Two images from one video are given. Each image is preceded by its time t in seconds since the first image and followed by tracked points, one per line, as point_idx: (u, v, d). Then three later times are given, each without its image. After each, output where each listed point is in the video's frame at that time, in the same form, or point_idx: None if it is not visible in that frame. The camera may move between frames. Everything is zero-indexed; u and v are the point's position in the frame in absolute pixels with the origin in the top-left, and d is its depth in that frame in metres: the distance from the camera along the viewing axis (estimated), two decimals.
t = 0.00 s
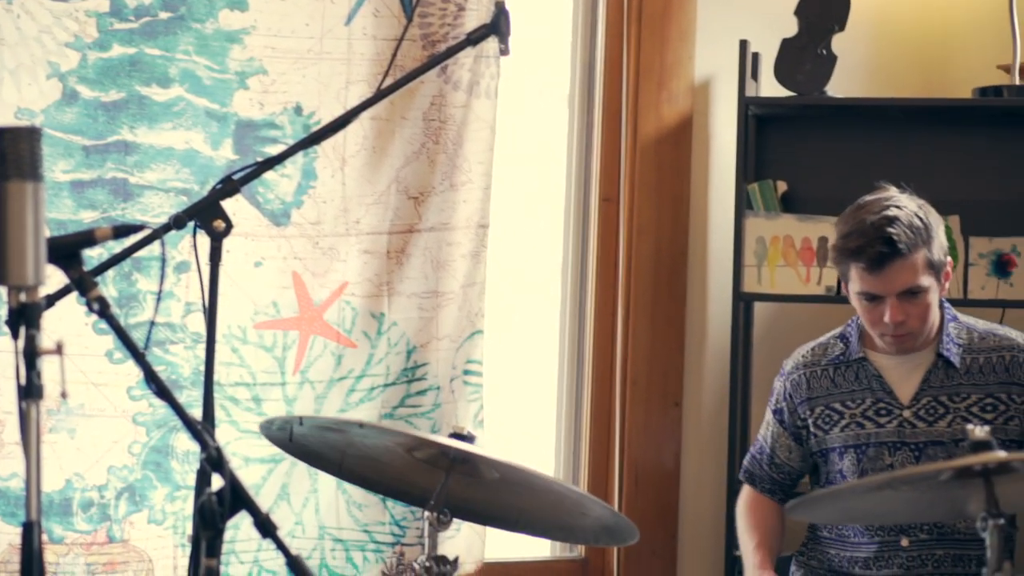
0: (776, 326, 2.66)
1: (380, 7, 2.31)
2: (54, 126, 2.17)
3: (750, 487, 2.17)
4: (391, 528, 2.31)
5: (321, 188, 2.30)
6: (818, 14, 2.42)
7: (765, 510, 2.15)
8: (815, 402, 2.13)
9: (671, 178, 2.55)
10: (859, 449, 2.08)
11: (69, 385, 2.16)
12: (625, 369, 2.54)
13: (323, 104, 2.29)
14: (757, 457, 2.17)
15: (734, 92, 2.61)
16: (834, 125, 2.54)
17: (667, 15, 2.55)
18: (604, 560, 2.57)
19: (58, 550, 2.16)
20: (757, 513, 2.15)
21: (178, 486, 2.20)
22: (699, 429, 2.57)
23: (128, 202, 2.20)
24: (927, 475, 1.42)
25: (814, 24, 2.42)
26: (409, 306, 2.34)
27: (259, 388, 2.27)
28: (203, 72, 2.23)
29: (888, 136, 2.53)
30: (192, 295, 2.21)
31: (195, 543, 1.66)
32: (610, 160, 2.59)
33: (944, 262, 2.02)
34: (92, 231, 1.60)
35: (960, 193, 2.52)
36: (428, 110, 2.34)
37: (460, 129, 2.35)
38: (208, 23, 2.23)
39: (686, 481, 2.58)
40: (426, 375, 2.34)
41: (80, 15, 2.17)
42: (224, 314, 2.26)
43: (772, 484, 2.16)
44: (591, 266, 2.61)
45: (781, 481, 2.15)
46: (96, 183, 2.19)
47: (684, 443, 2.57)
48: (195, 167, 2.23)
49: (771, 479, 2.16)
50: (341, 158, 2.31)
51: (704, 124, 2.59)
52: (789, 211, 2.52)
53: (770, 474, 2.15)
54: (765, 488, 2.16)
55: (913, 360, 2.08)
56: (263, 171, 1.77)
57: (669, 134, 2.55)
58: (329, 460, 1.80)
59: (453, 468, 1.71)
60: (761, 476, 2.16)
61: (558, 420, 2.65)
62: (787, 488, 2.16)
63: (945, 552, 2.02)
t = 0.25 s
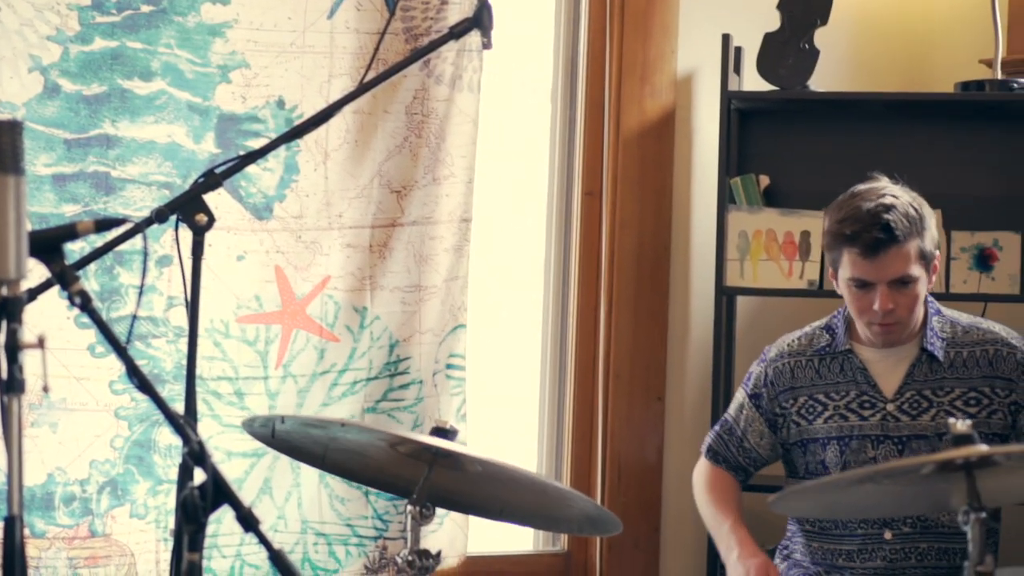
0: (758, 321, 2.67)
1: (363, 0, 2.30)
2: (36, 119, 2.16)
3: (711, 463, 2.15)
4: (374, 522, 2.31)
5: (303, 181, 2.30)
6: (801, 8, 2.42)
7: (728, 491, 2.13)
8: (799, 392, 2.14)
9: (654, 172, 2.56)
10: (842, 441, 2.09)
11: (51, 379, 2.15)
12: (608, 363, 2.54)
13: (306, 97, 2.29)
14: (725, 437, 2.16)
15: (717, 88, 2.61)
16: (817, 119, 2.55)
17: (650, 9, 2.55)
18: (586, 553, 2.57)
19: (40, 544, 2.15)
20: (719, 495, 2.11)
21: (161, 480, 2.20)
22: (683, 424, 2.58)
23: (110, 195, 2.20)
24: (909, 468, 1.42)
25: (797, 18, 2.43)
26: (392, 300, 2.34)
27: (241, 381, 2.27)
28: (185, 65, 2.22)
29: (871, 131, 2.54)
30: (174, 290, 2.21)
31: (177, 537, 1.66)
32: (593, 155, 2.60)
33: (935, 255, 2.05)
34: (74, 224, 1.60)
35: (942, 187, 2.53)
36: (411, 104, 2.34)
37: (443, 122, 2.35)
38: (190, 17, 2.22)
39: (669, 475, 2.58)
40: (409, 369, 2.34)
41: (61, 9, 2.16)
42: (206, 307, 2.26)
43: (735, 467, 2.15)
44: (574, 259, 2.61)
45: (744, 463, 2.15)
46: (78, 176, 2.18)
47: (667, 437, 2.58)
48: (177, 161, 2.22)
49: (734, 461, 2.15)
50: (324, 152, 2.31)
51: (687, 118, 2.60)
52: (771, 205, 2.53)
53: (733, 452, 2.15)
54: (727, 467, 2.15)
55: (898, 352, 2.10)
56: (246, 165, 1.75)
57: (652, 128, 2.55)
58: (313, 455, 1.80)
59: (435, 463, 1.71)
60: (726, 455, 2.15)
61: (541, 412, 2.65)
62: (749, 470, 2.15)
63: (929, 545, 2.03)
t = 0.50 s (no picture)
0: (732, 312, 2.68)
1: None
2: (8, 110, 2.13)
3: (711, 473, 2.10)
4: (349, 514, 2.32)
5: (277, 174, 2.29)
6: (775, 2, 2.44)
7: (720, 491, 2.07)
8: (775, 382, 2.14)
9: (629, 166, 2.57)
10: (817, 433, 2.10)
11: (24, 372, 2.14)
12: (583, 355, 2.55)
13: (280, 90, 2.28)
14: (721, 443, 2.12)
15: (689, 84, 2.64)
16: (790, 113, 2.56)
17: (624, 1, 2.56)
18: (561, 547, 2.58)
19: (13, 537, 2.12)
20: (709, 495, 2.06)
21: (134, 472, 2.20)
22: (656, 414, 2.60)
23: (84, 186, 2.17)
24: (883, 461, 1.43)
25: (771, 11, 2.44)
26: (367, 292, 2.34)
27: (216, 374, 2.25)
28: (159, 57, 2.21)
29: (845, 124, 2.56)
30: (149, 282, 2.20)
31: (151, 529, 1.65)
32: (568, 147, 2.60)
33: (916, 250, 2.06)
34: (48, 216, 1.58)
35: (915, 181, 2.54)
36: (385, 96, 2.34)
37: (418, 115, 2.36)
38: (165, 8, 2.21)
39: (642, 468, 2.60)
40: (383, 362, 2.34)
41: None
42: (181, 299, 2.23)
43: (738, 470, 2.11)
44: (549, 253, 2.62)
45: (745, 466, 2.12)
46: (52, 168, 2.15)
47: (641, 427, 2.59)
48: (151, 153, 2.21)
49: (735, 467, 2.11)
50: (299, 144, 2.31)
51: (661, 109, 2.62)
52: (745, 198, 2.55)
53: (735, 458, 2.11)
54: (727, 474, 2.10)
55: (871, 348, 2.12)
56: (220, 157, 1.74)
57: (628, 120, 2.57)
58: (287, 447, 1.80)
59: (411, 455, 1.69)
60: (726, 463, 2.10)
61: (515, 405, 2.65)
62: (748, 474, 2.12)
63: (902, 538, 2.05)
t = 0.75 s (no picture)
0: (702, 309, 2.69)
1: None
2: None
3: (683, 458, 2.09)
4: (321, 510, 2.32)
5: (249, 168, 2.28)
6: None
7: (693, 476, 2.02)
8: (750, 371, 2.15)
9: (602, 161, 2.59)
10: (792, 426, 2.12)
11: None
12: (556, 350, 2.56)
13: (252, 85, 2.28)
14: (695, 427, 2.11)
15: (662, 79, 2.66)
16: (762, 108, 2.57)
17: None
18: (534, 542, 2.59)
19: None
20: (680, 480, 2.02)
21: (106, 468, 2.19)
22: (628, 410, 2.61)
23: (56, 181, 2.15)
24: (856, 456, 1.44)
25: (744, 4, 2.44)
26: (339, 287, 2.34)
27: (188, 369, 2.24)
28: (131, 51, 2.20)
29: (817, 120, 2.57)
30: (120, 277, 2.19)
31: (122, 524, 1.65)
32: (541, 142, 2.61)
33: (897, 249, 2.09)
34: (19, 211, 1.58)
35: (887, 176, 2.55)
36: (358, 91, 2.34)
37: (390, 109, 2.37)
38: (136, 2, 2.20)
39: (615, 465, 2.61)
40: (356, 357, 2.34)
41: None
42: (152, 294, 2.21)
43: (709, 456, 2.10)
44: (522, 248, 2.63)
45: (718, 451, 2.11)
46: (23, 163, 2.12)
47: (614, 422, 2.61)
48: (123, 147, 2.19)
49: (707, 452, 2.10)
50: (271, 139, 2.30)
51: (633, 105, 2.63)
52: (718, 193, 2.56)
53: (707, 443, 2.10)
54: (699, 459, 2.09)
55: (851, 341, 2.13)
56: (193, 152, 1.72)
57: (601, 114, 2.59)
58: (259, 442, 1.80)
59: (383, 450, 1.70)
60: (700, 448, 2.10)
61: (487, 401, 2.64)
62: (718, 460, 2.10)
63: (874, 532, 2.07)
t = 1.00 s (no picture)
0: (674, 303, 2.70)
1: None
2: None
3: (654, 455, 2.12)
4: (293, 504, 2.31)
5: (221, 162, 2.28)
6: None
7: (660, 477, 2.10)
8: (722, 367, 2.16)
9: (574, 156, 2.59)
10: (765, 420, 2.12)
11: None
12: (528, 343, 2.57)
13: (224, 79, 2.27)
14: (667, 425, 2.13)
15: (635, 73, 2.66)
16: (734, 104, 2.59)
17: None
18: (506, 537, 2.59)
19: None
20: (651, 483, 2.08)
21: (78, 463, 2.18)
22: (600, 403, 2.62)
23: (26, 175, 2.14)
24: (828, 449, 1.46)
25: None
26: (311, 282, 2.33)
27: (159, 364, 2.23)
28: (102, 45, 2.19)
29: (789, 115, 2.58)
30: (91, 271, 2.18)
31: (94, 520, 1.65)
32: (513, 136, 2.62)
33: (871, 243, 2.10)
34: None
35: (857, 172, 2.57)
36: (330, 85, 2.34)
37: (363, 104, 2.36)
38: None
39: (587, 459, 2.62)
40: (328, 351, 2.34)
41: None
42: (123, 288, 2.21)
43: (680, 453, 2.13)
44: (494, 241, 2.63)
45: (689, 447, 2.13)
46: None
47: (586, 416, 2.62)
48: (95, 141, 2.18)
49: (679, 449, 2.13)
50: (243, 133, 2.29)
51: (606, 99, 2.65)
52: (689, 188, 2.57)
53: (679, 440, 2.13)
54: (671, 456, 2.12)
55: (822, 334, 2.15)
56: (164, 146, 1.72)
57: (573, 108, 2.59)
58: (230, 436, 1.79)
59: (355, 445, 1.71)
60: (671, 445, 2.12)
61: (460, 396, 2.64)
62: (690, 456, 2.13)
63: (849, 524, 2.09)
